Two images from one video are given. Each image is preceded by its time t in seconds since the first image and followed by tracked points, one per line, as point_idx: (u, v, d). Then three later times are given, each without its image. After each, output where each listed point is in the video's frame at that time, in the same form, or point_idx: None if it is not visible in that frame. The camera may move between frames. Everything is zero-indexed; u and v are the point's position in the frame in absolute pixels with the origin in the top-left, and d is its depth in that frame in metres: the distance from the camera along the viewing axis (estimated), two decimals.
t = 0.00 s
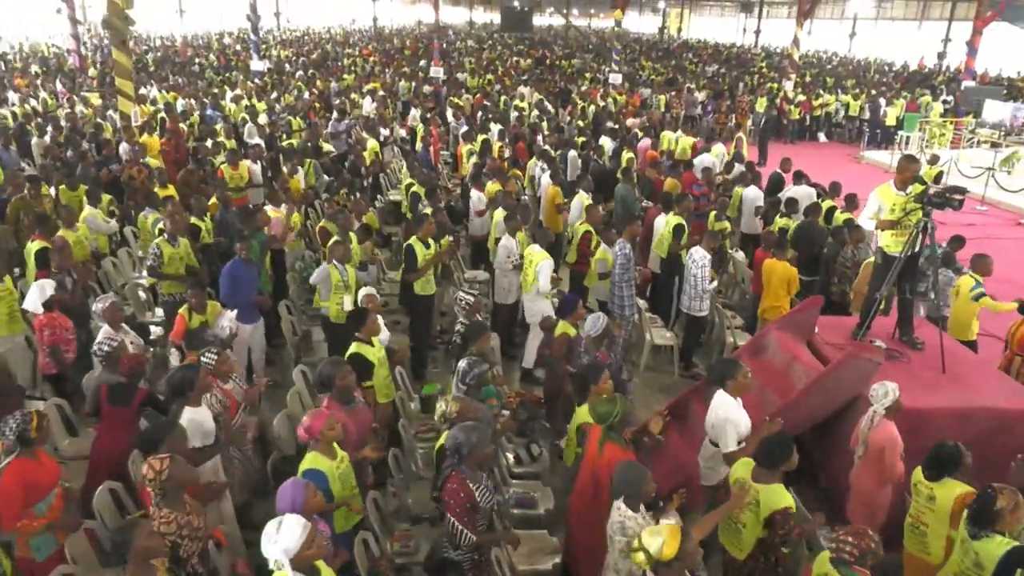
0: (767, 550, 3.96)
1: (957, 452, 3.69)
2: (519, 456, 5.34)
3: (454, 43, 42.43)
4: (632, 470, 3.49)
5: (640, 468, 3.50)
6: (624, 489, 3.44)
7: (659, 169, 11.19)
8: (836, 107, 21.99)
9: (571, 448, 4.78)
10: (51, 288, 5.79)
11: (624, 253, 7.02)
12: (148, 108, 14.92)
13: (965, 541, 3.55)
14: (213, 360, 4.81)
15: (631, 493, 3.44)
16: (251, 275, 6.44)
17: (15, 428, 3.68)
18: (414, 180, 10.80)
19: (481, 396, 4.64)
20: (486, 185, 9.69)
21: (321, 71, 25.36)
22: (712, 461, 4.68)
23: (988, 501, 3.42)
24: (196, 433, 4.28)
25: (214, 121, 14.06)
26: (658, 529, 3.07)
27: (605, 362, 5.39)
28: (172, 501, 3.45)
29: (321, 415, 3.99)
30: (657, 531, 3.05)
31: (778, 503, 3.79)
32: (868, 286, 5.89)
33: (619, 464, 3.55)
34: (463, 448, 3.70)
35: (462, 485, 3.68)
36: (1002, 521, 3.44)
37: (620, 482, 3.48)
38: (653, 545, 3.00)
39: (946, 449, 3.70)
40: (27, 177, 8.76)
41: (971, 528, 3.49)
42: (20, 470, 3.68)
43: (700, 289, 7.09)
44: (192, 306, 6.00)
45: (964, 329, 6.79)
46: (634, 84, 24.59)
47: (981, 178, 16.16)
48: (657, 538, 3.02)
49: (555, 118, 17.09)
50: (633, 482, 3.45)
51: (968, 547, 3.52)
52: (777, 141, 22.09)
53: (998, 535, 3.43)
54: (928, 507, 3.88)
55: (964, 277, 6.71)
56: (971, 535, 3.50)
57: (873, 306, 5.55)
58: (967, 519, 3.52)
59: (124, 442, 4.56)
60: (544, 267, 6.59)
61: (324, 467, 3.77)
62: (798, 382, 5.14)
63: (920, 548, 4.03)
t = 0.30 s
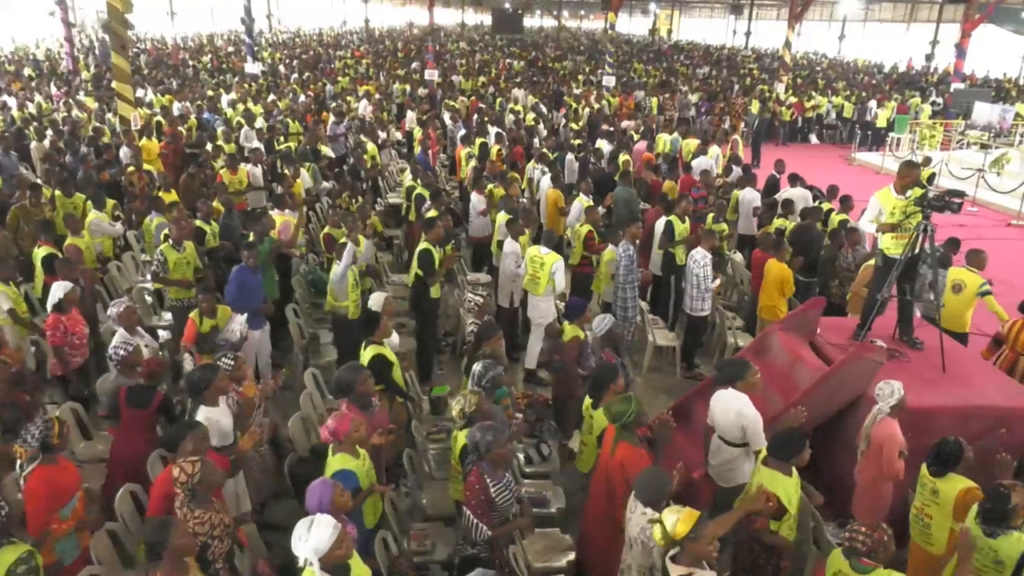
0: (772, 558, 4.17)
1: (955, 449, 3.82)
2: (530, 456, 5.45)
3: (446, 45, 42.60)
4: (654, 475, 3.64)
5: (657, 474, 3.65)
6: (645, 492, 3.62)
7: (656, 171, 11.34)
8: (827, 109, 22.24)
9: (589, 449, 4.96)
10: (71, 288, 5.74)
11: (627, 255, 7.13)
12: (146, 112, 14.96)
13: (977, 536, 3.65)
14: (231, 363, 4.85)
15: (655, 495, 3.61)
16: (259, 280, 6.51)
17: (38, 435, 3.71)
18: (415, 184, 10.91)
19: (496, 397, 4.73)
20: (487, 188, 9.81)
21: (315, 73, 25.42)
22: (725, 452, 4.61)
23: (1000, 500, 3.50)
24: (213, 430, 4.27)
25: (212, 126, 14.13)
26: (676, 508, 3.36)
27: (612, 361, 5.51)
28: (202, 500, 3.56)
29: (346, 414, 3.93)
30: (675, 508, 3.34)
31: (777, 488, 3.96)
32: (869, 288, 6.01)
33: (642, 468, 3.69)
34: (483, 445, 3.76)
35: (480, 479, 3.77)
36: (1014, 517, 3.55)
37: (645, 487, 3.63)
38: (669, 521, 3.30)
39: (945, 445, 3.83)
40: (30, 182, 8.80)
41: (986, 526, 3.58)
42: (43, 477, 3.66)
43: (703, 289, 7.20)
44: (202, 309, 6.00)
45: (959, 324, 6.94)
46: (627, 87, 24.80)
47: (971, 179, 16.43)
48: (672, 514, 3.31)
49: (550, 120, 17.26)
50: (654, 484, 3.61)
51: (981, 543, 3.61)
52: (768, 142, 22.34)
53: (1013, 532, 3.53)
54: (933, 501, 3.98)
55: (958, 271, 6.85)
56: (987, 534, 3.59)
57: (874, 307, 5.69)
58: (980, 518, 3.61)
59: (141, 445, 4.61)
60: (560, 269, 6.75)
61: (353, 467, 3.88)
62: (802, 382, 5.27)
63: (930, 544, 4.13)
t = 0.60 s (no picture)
0: (785, 559, 4.33)
1: (970, 448, 3.98)
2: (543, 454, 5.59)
3: (436, 47, 42.66)
4: (676, 470, 3.79)
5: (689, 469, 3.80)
6: (672, 488, 3.76)
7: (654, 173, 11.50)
8: (816, 110, 22.51)
9: (609, 446, 5.08)
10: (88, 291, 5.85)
11: (629, 254, 7.26)
12: (142, 116, 14.98)
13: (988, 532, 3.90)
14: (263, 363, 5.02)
15: (680, 491, 3.74)
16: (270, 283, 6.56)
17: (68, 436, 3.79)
18: (416, 186, 11.02)
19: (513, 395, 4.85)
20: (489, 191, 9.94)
21: (308, 75, 25.45)
22: (732, 445, 4.81)
23: (1013, 493, 3.73)
24: (230, 431, 4.41)
25: (210, 129, 14.17)
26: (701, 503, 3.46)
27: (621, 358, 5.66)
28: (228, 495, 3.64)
29: (375, 413, 4.14)
30: (700, 503, 3.44)
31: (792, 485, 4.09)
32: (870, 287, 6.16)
33: (666, 462, 3.84)
34: (514, 444, 3.91)
35: (511, 484, 3.89)
36: None
37: (670, 481, 3.78)
38: (695, 517, 3.40)
39: (960, 445, 3.99)
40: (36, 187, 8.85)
41: (1002, 520, 3.83)
42: (75, 477, 3.74)
43: (705, 286, 7.32)
44: (217, 312, 6.09)
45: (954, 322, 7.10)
46: (619, 88, 24.98)
47: (959, 179, 16.72)
48: (699, 508, 3.41)
49: (545, 122, 17.41)
50: (678, 481, 3.76)
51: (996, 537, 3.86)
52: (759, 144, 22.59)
53: None
54: (941, 496, 4.15)
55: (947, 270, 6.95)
56: (1003, 528, 3.83)
57: (875, 306, 5.85)
58: (995, 512, 3.85)
59: (163, 447, 4.67)
60: (546, 266, 6.84)
61: (382, 460, 4.04)
62: (807, 379, 5.42)
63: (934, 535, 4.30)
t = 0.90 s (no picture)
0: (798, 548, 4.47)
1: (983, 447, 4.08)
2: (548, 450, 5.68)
3: (427, 48, 42.70)
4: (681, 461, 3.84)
5: (691, 458, 3.84)
6: (678, 479, 3.82)
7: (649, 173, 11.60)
8: (807, 111, 22.69)
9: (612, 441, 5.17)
10: (94, 293, 5.84)
11: (628, 254, 7.35)
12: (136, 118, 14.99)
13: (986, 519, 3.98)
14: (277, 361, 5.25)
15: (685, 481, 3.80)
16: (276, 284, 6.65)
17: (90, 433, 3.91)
18: (414, 187, 11.09)
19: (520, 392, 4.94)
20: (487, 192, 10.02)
21: (300, 76, 25.47)
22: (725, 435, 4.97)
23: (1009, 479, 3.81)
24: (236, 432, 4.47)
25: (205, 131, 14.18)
26: (724, 502, 3.51)
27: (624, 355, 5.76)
28: (244, 491, 3.74)
29: (387, 407, 4.20)
30: (724, 502, 3.49)
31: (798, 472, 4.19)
32: (868, 285, 6.28)
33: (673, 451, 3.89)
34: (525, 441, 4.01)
35: (527, 479, 4.02)
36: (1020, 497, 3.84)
37: (676, 469, 3.82)
38: (721, 515, 3.45)
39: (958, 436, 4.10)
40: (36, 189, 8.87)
41: (995, 505, 3.88)
42: (96, 474, 3.84)
43: (704, 285, 7.41)
44: (222, 313, 6.15)
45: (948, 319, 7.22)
46: (611, 89, 25.11)
47: (949, 179, 16.91)
48: (725, 508, 3.46)
49: (539, 123, 17.49)
50: (686, 471, 3.81)
51: (990, 523, 3.91)
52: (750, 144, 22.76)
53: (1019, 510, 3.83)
54: (948, 489, 4.26)
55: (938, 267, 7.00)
56: (995, 513, 3.89)
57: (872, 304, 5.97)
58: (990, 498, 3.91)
59: (177, 444, 4.74)
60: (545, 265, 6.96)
61: (392, 452, 4.11)
62: (808, 376, 5.53)
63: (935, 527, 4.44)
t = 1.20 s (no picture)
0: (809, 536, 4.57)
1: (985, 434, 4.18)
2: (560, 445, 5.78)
3: (423, 49, 42.69)
4: (689, 443, 4.01)
5: (696, 441, 4.03)
6: (683, 458, 3.98)
7: (651, 174, 11.72)
8: (803, 112, 22.83)
9: (622, 433, 5.25)
10: (107, 295, 5.91)
11: (634, 254, 7.43)
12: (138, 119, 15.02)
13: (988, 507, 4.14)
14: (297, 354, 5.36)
15: (691, 461, 3.98)
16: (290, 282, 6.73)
17: (123, 423, 4.17)
18: (418, 188, 11.17)
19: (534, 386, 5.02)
20: (491, 192, 10.11)
21: (298, 78, 25.51)
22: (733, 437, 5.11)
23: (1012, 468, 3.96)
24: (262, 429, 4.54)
25: (207, 133, 14.25)
26: (743, 503, 3.61)
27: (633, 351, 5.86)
28: (269, 488, 3.79)
29: (404, 396, 4.29)
30: (743, 504, 3.58)
31: (814, 466, 4.27)
32: (871, 283, 6.39)
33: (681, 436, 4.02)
34: (542, 433, 4.11)
35: (543, 470, 4.08)
36: None
37: (680, 451, 4.00)
38: (740, 515, 3.55)
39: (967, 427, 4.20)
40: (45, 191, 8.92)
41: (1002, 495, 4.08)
42: (126, 461, 4.02)
43: (709, 284, 7.51)
44: (237, 312, 6.22)
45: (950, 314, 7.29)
46: (609, 91, 25.22)
47: (945, 179, 17.06)
48: (743, 510, 3.56)
49: (539, 124, 17.60)
50: (693, 452, 3.98)
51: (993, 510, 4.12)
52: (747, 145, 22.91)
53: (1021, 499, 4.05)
54: (953, 475, 4.35)
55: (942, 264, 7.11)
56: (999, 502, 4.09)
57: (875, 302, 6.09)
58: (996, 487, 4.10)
59: (200, 438, 4.86)
60: (557, 266, 7.01)
61: (408, 441, 4.19)
62: (814, 373, 5.64)
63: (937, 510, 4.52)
